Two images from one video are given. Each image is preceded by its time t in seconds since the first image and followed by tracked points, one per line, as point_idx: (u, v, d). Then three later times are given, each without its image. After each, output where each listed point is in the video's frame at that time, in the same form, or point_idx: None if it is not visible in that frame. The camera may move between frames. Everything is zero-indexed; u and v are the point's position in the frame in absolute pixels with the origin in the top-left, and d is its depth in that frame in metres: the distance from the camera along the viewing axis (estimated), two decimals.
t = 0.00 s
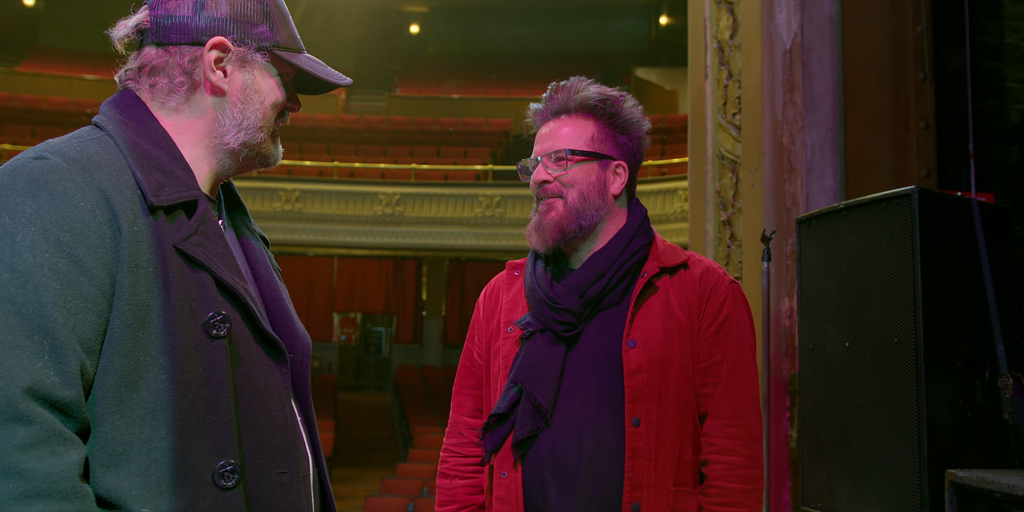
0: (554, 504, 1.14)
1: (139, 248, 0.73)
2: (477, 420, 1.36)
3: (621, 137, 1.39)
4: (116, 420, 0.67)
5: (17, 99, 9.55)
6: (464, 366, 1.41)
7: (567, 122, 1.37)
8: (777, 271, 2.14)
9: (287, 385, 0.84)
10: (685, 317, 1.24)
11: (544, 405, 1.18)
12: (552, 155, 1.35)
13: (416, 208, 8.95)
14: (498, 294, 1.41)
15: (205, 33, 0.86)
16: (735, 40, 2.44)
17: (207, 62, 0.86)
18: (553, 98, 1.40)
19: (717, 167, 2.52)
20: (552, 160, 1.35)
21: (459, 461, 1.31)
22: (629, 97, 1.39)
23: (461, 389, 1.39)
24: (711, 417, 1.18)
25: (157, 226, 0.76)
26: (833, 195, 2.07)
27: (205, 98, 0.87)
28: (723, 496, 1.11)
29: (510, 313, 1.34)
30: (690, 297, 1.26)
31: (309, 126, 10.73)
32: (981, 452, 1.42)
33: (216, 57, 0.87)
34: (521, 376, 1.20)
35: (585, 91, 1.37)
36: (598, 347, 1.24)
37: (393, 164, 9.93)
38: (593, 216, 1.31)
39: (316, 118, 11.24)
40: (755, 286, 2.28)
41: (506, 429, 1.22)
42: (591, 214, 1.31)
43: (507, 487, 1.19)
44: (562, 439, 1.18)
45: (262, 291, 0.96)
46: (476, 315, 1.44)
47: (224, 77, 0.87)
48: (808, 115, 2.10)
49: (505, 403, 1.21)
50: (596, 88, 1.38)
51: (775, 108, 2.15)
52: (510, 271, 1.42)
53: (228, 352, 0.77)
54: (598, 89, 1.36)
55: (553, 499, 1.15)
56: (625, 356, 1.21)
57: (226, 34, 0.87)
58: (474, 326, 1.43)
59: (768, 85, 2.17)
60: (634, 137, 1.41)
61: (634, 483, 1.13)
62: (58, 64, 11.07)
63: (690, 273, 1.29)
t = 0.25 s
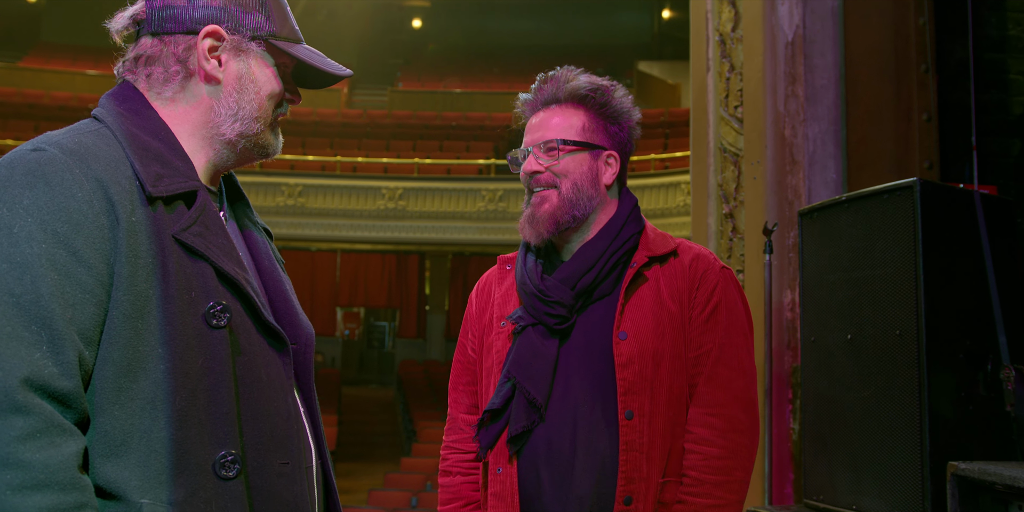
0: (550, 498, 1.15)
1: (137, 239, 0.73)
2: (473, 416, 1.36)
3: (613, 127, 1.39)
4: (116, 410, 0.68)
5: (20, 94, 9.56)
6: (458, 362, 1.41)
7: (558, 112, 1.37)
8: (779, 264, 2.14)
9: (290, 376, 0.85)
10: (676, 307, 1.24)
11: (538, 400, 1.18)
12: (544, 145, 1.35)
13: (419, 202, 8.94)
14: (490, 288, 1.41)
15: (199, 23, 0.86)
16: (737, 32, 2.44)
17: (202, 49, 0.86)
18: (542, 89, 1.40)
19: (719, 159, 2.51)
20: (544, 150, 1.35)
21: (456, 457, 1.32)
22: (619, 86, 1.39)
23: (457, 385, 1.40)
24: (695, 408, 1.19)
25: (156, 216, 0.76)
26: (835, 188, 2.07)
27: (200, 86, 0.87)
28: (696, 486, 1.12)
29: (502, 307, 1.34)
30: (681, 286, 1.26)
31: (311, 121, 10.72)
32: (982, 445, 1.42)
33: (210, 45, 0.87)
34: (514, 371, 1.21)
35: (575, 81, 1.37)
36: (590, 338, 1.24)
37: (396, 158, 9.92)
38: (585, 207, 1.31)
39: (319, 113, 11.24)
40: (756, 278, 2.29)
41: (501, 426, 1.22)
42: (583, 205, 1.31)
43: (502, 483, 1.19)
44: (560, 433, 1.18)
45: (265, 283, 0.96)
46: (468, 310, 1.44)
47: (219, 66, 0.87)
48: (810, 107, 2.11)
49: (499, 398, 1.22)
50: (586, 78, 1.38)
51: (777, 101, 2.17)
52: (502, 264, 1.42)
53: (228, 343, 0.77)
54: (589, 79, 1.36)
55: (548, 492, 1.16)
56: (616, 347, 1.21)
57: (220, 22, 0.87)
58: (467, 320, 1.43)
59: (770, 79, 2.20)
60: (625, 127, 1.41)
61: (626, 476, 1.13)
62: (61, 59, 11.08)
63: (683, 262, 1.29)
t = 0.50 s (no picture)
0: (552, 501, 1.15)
1: (137, 236, 0.73)
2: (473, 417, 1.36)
3: (610, 120, 1.38)
4: (116, 408, 0.68)
5: (27, 93, 9.61)
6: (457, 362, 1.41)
7: (553, 107, 1.37)
8: (784, 261, 2.13)
9: (292, 373, 0.85)
10: (677, 304, 1.24)
11: (539, 405, 1.18)
12: (539, 141, 1.34)
13: (426, 200, 8.95)
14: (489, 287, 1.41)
15: (187, 14, 0.87)
16: (742, 28, 2.43)
17: (188, 38, 0.87)
18: (537, 82, 1.39)
19: (724, 156, 2.51)
20: (539, 146, 1.34)
21: (455, 458, 1.32)
22: (616, 77, 1.38)
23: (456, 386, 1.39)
24: (703, 406, 1.19)
25: (158, 214, 0.76)
26: (841, 184, 2.06)
27: (186, 74, 0.87)
28: (712, 485, 1.13)
29: (503, 307, 1.34)
30: (682, 282, 1.26)
31: (317, 119, 10.73)
32: (987, 441, 1.42)
33: (197, 33, 0.87)
34: (514, 374, 1.21)
35: (570, 73, 1.36)
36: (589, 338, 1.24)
37: (402, 156, 9.93)
38: (583, 202, 1.30)
39: (325, 111, 11.26)
40: (761, 275, 2.28)
41: (502, 430, 1.22)
42: (581, 200, 1.30)
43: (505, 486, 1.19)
44: (560, 434, 1.18)
45: (271, 281, 0.97)
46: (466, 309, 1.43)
47: (205, 55, 0.87)
48: (815, 103, 2.09)
49: (500, 402, 1.21)
50: (582, 70, 1.36)
51: (782, 98, 2.16)
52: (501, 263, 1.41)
53: (230, 339, 0.77)
54: (584, 71, 1.35)
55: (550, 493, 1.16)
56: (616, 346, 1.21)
57: (208, 13, 0.87)
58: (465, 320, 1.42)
59: (775, 75, 2.19)
60: (622, 120, 1.40)
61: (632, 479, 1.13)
62: (67, 59, 11.13)
63: (683, 257, 1.28)
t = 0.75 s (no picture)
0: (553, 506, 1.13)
1: (146, 235, 0.74)
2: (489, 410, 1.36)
3: (634, 112, 1.30)
4: (123, 406, 0.69)
5: (41, 96, 9.72)
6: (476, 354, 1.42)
7: (572, 97, 1.30)
8: (793, 259, 2.13)
9: (299, 373, 0.86)
10: (695, 312, 1.18)
11: (541, 410, 1.15)
12: (554, 133, 1.28)
13: (436, 200, 8.98)
14: (507, 279, 1.41)
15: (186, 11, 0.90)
16: (749, 26, 2.42)
17: (185, 33, 0.89)
18: (557, 69, 1.32)
19: (733, 154, 2.52)
20: (553, 139, 1.28)
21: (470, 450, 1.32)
22: (642, 66, 1.29)
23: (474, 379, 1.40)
24: (724, 422, 1.13)
25: (166, 213, 0.78)
26: (850, 181, 2.06)
27: (185, 69, 0.90)
28: (734, 509, 1.06)
29: (517, 301, 1.34)
30: (699, 288, 1.20)
31: (328, 120, 10.77)
32: (999, 439, 1.41)
33: (194, 28, 0.89)
34: (518, 378, 1.18)
35: (592, 62, 1.28)
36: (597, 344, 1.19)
37: (412, 157, 9.96)
38: (598, 201, 1.24)
39: (336, 112, 11.31)
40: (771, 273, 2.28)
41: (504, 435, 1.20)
42: (596, 198, 1.24)
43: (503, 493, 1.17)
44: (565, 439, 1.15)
45: (281, 282, 0.98)
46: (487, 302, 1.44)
47: (201, 47, 0.89)
48: (824, 101, 2.09)
49: (505, 403, 1.20)
50: (605, 60, 1.29)
51: (790, 95, 2.15)
52: (520, 256, 1.42)
53: (237, 339, 0.78)
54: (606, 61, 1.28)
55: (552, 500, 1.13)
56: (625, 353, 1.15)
57: (206, 9, 0.90)
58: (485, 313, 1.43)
59: (784, 72, 2.18)
60: (648, 112, 1.32)
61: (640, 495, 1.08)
62: (80, 61, 11.26)
63: (703, 261, 1.22)
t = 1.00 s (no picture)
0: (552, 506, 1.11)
1: (156, 239, 0.76)
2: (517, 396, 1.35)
3: (684, 106, 1.22)
4: (132, 409, 0.70)
5: (54, 102, 9.84)
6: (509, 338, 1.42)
7: (619, 86, 1.23)
8: (801, 262, 2.12)
9: (310, 378, 0.87)
10: (717, 331, 1.10)
11: (549, 412, 1.12)
12: (595, 125, 1.22)
13: (445, 204, 9.00)
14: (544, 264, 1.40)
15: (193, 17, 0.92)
16: (757, 29, 2.43)
17: (193, 41, 0.91)
18: (605, 52, 1.24)
19: (741, 157, 2.51)
20: (595, 130, 1.22)
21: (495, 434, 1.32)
22: (699, 55, 1.20)
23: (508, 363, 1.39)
24: (737, 454, 1.05)
25: (176, 218, 0.79)
26: (858, 183, 2.02)
27: (195, 77, 0.91)
28: None
29: (546, 289, 1.32)
30: (727, 303, 1.12)
31: (338, 124, 10.81)
32: (1007, 441, 1.41)
33: (201, 34, 0.90)
34: (530, 378, 1.16)
35: (644, 49, 1.20)
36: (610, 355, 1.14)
37: (422, 161, 9.99)
38: (637, 200, 1.18)
39: (346, 117, 11.37)
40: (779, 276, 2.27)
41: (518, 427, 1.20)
42: (634, 197, 1.18)
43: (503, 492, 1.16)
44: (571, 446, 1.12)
45: (292, 287, 1.00)
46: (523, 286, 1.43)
47: (208, 53, 0.90)
48: (832, 102, 2.06)
49: (517, 400, 1.19)
50: (659, 46, 1.20)
51: (798, 97, 2.15)
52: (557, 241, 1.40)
53: (247, 343, 0.79)
54: (659, 48, 1.20)
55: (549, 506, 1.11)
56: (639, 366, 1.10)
57: (211, 15, 0.91)
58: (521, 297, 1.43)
59: (792, 75, 2.19)
60: (701, 105, 1.23)
61: None
62: (92, 67, 11.37)
63: (733, 276, 1.13)
